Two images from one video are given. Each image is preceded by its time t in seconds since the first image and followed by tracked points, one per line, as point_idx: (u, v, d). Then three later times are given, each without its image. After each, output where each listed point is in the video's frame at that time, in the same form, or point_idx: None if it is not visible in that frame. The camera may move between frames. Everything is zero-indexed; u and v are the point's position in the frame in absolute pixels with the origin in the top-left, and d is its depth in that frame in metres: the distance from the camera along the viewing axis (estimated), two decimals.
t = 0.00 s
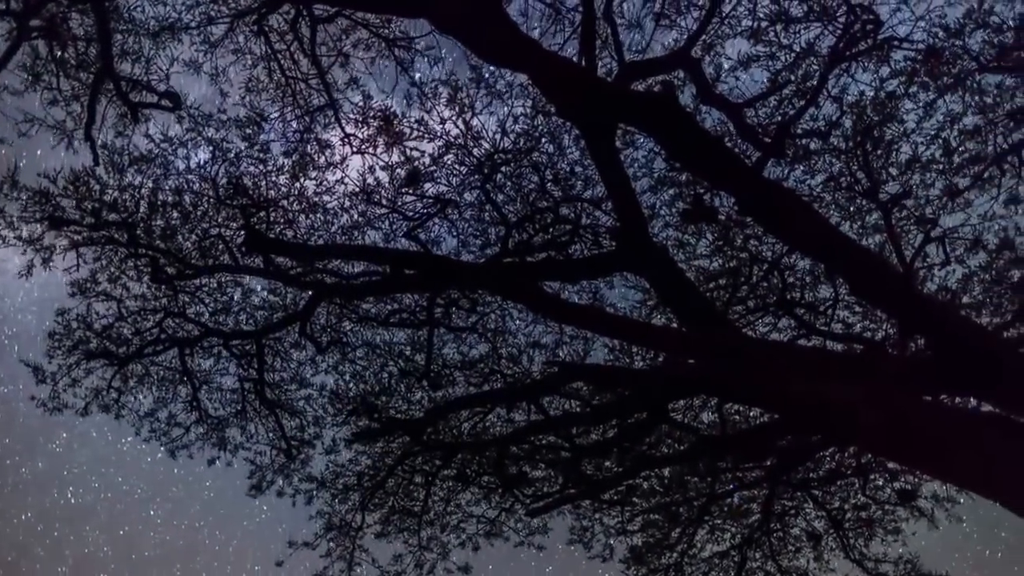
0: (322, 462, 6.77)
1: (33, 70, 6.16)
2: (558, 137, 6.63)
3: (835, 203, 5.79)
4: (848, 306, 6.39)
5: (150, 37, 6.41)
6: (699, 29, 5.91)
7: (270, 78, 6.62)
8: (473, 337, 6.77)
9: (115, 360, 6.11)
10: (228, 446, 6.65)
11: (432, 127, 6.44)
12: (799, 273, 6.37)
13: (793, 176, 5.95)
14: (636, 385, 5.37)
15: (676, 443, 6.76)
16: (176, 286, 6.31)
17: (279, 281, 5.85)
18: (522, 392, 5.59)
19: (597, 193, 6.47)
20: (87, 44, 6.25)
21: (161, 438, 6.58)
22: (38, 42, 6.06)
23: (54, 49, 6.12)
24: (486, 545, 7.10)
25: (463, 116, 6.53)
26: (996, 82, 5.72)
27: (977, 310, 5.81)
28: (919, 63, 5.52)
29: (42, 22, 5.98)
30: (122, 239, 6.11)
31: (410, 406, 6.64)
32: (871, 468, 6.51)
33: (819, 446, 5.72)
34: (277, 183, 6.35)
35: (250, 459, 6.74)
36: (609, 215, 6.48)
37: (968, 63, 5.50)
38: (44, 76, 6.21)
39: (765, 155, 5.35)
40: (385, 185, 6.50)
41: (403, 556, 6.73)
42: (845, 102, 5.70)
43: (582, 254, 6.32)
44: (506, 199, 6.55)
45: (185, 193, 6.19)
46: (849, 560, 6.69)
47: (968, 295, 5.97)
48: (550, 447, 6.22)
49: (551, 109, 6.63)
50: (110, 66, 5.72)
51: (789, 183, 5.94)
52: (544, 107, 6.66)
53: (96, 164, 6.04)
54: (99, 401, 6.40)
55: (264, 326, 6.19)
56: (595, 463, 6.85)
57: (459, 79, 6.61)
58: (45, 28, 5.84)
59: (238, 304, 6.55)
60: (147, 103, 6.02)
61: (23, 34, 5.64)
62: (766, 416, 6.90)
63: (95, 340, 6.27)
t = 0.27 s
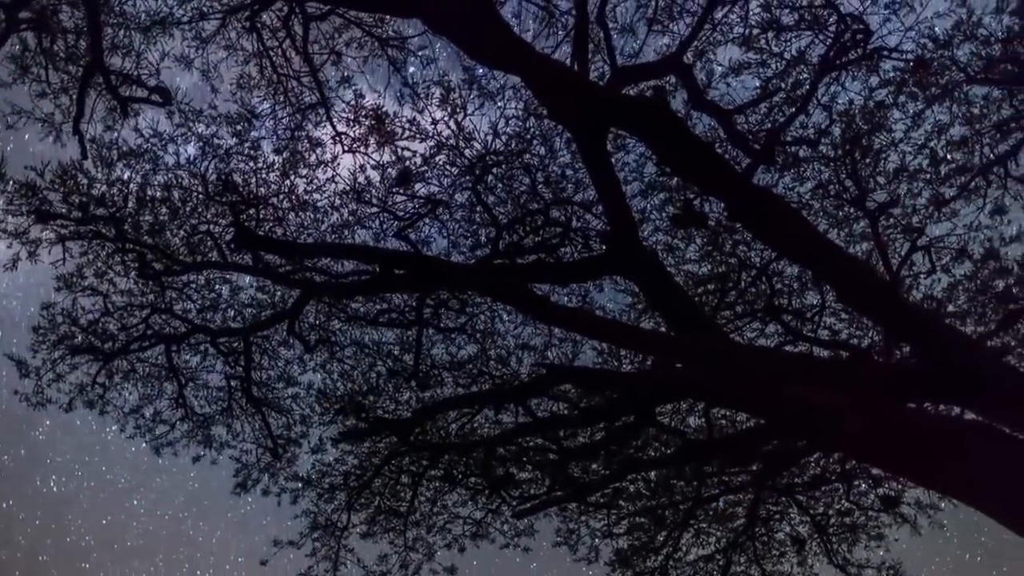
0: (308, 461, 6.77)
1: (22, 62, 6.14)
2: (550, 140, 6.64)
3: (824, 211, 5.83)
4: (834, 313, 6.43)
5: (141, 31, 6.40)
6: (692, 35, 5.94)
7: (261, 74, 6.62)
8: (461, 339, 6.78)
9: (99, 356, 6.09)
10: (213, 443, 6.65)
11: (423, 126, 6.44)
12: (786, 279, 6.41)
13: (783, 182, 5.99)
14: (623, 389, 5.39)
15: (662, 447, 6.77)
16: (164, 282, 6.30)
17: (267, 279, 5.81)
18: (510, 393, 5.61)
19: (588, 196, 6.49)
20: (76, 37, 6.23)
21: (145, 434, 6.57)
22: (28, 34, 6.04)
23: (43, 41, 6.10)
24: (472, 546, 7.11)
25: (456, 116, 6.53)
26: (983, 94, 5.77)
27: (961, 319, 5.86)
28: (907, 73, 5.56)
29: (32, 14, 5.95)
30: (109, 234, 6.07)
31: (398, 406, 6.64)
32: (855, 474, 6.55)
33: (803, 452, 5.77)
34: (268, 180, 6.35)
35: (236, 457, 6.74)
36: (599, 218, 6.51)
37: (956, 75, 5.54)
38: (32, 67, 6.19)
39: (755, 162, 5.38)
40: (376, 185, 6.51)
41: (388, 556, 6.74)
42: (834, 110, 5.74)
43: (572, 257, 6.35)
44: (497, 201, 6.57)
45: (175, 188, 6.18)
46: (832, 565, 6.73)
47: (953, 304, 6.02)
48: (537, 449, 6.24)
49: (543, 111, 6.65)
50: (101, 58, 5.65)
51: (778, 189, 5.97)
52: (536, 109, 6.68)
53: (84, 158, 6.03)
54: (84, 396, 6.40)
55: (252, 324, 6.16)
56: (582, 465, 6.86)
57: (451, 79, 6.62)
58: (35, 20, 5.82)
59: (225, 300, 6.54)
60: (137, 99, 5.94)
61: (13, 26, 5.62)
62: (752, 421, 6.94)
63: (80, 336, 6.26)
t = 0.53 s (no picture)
0: (295, 460, 6.78)
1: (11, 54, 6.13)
2: (542, 142, 6.66)
3: (812, 219, 5.87)
4: (821, 320, 6.47)
5: (132, 25, 6.39)
6: (684, 41, 5.96)
7: (253, 71, 6.63)
8: (451, 340, 6.79)
9: (85, 351, 6.08)
10: (199, 441, 6.65)
11: (415, 127, 6.46)
12: (775, 285, 6.45)
13: (772, 189, 6.02)
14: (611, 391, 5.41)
15: (650, 450, 6.79)
16: (152, 279, 6.30)
17: (256, 276, 5.81)
18: (498, 395, 5.62)
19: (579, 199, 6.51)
20: (67, 30, 6.22)
21: (130, 431, 6.57)
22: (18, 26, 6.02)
23: (33, 33, 6.09)
24: (458, 547, 7.12)
25: (448, 117, 6.54)
26: (971, 105, 5.81)
27: (946, 328, 5.90)
28: (897, 83, 5.60)
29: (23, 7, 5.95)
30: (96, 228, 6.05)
31: (386, 406, 6.64)
32: (840, 480, 6.59)
33: (789, 457, 5.81)
34: (258, 177, 6.36)
35: (222, 455, 6.74)
36: (589, 221, 6.53)
37: (945, 86, 5.58)
38: (21, 59, 6.18)
39: (746, 169, 5.40)
40: (368, 184, 6.52)
41: (374, 556, 6.75)
42: (824, 118, 5.79)
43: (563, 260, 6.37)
44: (488, 202, 6.59)
45: (164, 184, 6.18)
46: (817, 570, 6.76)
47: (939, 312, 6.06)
48: (525, 450, 6.25)
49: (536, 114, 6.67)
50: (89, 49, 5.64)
51: (767, 196, 6.01)
52: (528, 111, 6.70)
53: (72, 152, 6.03)
54: (68, 392, 6.39)
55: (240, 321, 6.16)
56: (569, 468, 6.88)
57: (444, 80, 6.63)
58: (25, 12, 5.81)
59: (213, 297, 6.55)
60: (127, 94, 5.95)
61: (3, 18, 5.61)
62: (739, 425, 6.97)
63: (66, 331, 6.26)
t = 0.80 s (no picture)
0: (281, 458, 6.79)
1: None
2: (534, 145, 6.67)
3: (801, 226, 5.92)
4: (809, 326, 6.51)
5: (124, 19, 6.38)
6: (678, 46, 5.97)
7: (245, 68, 6.63)
8: (440, 341, 6.80)
9: (70, 346, 6.07)
10: (184, 439, 6.65)
11: (407, 127, 6.47)
12: (763, 291, 6.49)
13: (762, 195, 6.06)
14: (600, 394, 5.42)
15: (638, 454, 6.80)
16: (140, 275, 6.31)
17: (246, 274, 5.81)
18: (487, 396, 5.62)
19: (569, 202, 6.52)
20: (57, 23, 6.21)
21: (115, 428, 6.57)
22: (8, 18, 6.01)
23: (23, 25, 6.08)
24: (444, 548, 7.14)
25: (440, 117, 6.56)
26: (959, 116, 5.85)
27: (932, 336, 5.95)
28: (887, 93, 5.64)
29: None
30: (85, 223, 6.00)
31: (374, 406, 6.66)
32: (825, 486, 6.63)
33: (776, 462, 5.84)
34: (248, 174, 6.37)
35: (208, 453, 6.74)
36: (580, 225, 6.54)
37: (933, 96, 5.63)
38: (10, 51, 6.16)
39: (736, 175, 5.43)
40: (359, 183, 6.53)
41: (360, 556, 6.75)
42: (815, 127, 5.82)
43: (554, 262, 6.40)
44: (480, 204, 6.62)
45: (153, 179, 6.19)
46: None
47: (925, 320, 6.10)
48: (513, 452, 6.26)
49: (528, 116, 6.68)
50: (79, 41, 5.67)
51: (757, 203, 6.05)
52: (521, 114, 6.71)
53: (60, 146, 6.03)
54: (53, 388, 6.39)
55: (228, 319, 6.14)
56: (557, 471, 6.89)
57: (437, 81, 6.63)
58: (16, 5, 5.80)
59: (202, 294, 6.55)
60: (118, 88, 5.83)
61: None
62: (726, 430, 7.00)
63: (51, 326, 6.25)
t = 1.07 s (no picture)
0: (268, 457, 6.79)
1: None
2: (526, 147, 6.68)
3: (791, 233, 5.94)
4: (797, 333, 6.54)
5: (115, 13, 6.37)
6: (671, 51, 5.98)
7: (237, 64, 6.63)
8: (429, 342, 6.80)
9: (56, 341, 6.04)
10: (170, 437, 6.65)
11: (400, 126, 6.47)
12: (752, 297, 6.52)
13: (752, 201, 6.09)
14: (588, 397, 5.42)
15: (625, 458, 6.82)
16: (128, 270, 6.28)
17: (235, 272, 5.80)
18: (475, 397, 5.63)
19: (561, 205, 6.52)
20: (47, 15, 6.19)
21: (99, 424, 6.56)
22: None
23: (12, 17, 6.06)
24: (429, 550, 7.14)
25: (432, 118, 6.57)
26: (948, 126, 5.90)
27: (918, 344, 5.98)
28: (878, 102, 5.67)
29: None
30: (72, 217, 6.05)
31: (362, 406, 6.66)
32: (811, 492, 6.66)
33: (764, 468, 5.85)
34: (238, 171, 6.37)
35: (193, 452, 6.74)
36: (571, 228, 6.56)
37: (922, 107, 5.67)
38: None
39: (726, 180, 5.44)
40: (350, 182, 6.54)
41: (346, 557, 6.76)
42: (805, 135, 5.86)
43: (545, 265, 6.42)
44: (471, 205, 6.63)
45: (142, 174, 6.18)
46: None
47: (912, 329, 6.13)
48: (501, 454, 6.28)
49: (521, 119, 6.69)
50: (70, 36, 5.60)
51: (747, 209, 6.08)
52: (514, 116, 6.72)
53: (49, 139, 6.02)
54: (38, 383, 6.37)
55: (216, 317, 6.10)
56: (545, 473, 6.90)
57: (430, 81, 6.63)
58: None
59: (190, 290, 6.54)
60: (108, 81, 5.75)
61: None
62: (713, 434, 7.02)
63: (37, 321, 6.25)
